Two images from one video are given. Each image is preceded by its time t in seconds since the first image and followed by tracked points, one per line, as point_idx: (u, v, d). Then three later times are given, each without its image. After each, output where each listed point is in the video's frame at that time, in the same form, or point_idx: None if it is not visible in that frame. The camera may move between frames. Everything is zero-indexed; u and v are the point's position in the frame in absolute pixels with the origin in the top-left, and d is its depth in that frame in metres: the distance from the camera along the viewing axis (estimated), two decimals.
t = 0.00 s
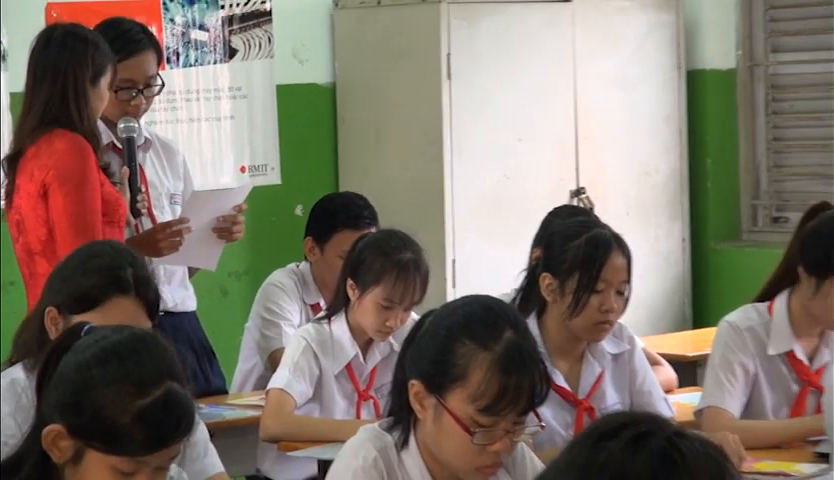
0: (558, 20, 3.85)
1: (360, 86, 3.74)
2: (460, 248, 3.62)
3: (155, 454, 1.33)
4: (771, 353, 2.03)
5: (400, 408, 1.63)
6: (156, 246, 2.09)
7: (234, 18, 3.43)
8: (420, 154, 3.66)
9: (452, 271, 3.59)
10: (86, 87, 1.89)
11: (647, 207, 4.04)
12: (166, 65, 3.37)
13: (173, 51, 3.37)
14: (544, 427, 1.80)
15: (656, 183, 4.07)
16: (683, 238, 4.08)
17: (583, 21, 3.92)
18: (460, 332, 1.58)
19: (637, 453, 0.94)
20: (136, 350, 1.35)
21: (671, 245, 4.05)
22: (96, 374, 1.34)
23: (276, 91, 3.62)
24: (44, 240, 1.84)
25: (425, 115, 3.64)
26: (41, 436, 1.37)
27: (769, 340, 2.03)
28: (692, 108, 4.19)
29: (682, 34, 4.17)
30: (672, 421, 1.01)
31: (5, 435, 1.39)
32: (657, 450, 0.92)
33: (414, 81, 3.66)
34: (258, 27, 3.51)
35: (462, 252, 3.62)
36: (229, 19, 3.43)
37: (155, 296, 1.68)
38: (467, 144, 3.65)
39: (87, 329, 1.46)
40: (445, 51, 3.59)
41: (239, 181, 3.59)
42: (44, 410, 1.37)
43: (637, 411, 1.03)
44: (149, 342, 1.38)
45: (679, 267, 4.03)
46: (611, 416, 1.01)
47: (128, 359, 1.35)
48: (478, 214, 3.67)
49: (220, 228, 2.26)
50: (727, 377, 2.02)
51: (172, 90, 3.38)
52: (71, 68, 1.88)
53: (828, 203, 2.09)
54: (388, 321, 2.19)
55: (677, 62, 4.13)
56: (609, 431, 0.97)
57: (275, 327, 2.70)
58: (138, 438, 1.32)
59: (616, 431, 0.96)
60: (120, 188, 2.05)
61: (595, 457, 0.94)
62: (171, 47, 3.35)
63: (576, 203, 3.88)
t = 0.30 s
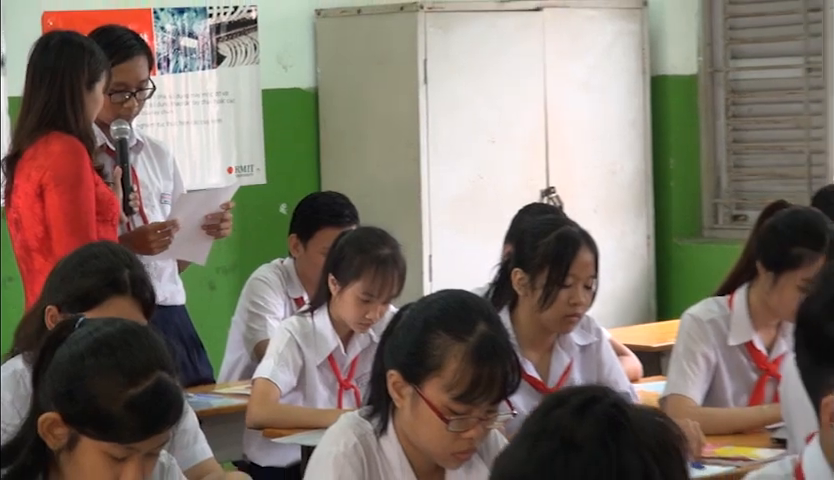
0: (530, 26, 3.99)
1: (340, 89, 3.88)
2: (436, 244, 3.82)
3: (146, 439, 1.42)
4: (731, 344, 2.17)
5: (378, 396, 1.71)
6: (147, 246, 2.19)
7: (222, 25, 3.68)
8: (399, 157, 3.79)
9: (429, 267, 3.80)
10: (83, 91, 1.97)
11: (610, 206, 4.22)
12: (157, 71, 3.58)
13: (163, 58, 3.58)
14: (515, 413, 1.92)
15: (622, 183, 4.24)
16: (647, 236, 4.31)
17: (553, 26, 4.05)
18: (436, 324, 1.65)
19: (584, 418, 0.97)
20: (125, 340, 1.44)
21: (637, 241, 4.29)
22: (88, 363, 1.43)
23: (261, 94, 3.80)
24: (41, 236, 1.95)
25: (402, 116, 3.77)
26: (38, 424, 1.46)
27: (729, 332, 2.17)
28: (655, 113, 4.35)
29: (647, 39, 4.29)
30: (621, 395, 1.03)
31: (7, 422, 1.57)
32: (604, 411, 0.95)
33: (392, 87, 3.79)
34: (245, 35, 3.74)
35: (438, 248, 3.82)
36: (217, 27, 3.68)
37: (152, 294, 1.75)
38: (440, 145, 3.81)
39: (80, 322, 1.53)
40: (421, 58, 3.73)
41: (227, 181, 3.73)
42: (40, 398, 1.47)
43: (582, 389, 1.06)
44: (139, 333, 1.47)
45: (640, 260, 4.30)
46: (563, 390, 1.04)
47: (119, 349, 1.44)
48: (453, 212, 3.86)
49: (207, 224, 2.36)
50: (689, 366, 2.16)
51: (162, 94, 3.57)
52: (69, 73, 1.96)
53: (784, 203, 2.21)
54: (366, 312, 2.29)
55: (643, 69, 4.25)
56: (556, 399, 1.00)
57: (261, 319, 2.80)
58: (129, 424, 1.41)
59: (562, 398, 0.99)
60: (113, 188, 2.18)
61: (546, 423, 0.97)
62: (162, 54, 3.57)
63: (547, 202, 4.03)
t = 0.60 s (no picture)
0: (502, 33, 4.15)
1: (322, 94, 4.03)
2: (413, 240, 3.97)
3: (138, 427, 1.51)
4: (692, 335, 2.31)
5: (358, 385, 1.79)
6: (137, 242, 2.29)
7: (209, 32, 3.85)
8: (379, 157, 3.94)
9: (406, 263, 3.96)
10: (80, 96, 2.08)
11: (579, 203, 4.35)
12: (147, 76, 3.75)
13: (153, 63, 3.75)
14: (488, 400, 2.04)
15: (590, 182, 4.37)
16: (613, 231, 4.43)
17: (524, 32, 4.19)
18: (413, 316, 1.73)
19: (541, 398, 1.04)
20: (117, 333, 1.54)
21: (603, 238, 4.40)
22: (81, 354, 1.53)
23: (246, 97, 3.96)
24: (37, 233, 2.05)
25: (378, 119, 3.94)
26: (34, 413, 1.55)
27: (691, 323, 2.31)
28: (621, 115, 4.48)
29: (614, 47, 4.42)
30: (580, 379, 1.11)
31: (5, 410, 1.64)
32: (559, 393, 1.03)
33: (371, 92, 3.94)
34: (231, 41, 3.90)
35: (415, 242, 3.97)
36: (204, 33, 3.84)
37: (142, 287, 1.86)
38: (419, 146, 3.97)
39: (74, 315, 1.65)
40: (399, 62, 3.88)
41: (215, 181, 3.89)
42: (35, 388, 1.57)
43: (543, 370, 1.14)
44: (130, 326, 1.57)
45: (607, 256, 4.41)
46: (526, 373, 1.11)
47: (111, 341, 1.54)
48: (431, 209, 4.02)
49: (196, 223, 2.46)
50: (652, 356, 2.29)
51: (152, 98, 3.73)
52: (68, 78, 2.06)
53: (742, 201, 2.35)
54: (347, 303, 2.39)
55: (608, 75, 4.37)
56: (516, 381, 1.07)
57: (246, 311, 2.90)
58: (121, 412, 1.50)
59: (521, 382, 1.07)
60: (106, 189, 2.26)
61: (505, 405, 1.04)
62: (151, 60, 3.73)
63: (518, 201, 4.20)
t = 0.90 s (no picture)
0: (477, 41, 4.27)
1: (310, 96, 4.20)
2: (395, 237, 4.13)
3: (132, 415, 1.55)
4: (660, 327, 2.44)
5: (343, 375, 1.90)
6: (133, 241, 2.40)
7: (200, 40, 4.04)
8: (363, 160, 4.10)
9: (388, 259, 4.11)
10: (78, 99, 2.18)
11: (554, 204, 4.48)
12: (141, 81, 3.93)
13: (147, 69, 3.94)
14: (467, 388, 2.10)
15: (563, 183, 4.49)
16: (585, 230, 4.56)
17: (500, 40, 4.32)
18: (396, 310, 1.83)
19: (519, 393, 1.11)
20: (113, 325, 1.59)
21: (575, 236, 4.53)
22: (79, 346, 1.57)
23: (236, 100, 4.14)
24: (38, 231, 2.16)
25: (358, 122, 4.10)
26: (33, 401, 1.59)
27: (659, 315, 2.44)
28: (593, 119, 4.61)
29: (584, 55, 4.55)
30: (558, 374, 1.18)
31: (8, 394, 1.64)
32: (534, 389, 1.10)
33: (353, 97, 4.11)
34: (221, 48, 4.09)
35: (397, 239, 4.13)
36: (196, 41, 4.03)
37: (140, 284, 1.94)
38: (402, 148, 4.12)
39: (72, 307, 1.69)
40: (381, 68, 4.04)
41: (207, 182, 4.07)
42: (35, 378, 1.60)
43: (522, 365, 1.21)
44: (125, 319, 1.61)
45: (580, 254, 4.55)
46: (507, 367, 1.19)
47: (107, 333, 1.58)
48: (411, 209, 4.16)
49: (190, 225, 2.55)
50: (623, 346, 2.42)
51: (147, 102, 3.91)
52: (65, 83, 2.16)
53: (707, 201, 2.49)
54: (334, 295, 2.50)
55: (579, 81, 4.51)
56: (496, 377, 1.14)
57: (237, 305, 3.01)
58: (116, 401, 1.54)
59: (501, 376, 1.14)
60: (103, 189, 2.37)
61: (485, 400, 1.12)
62: (146, 66, 3.93)
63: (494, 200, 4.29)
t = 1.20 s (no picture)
0: (453, 47, 4.54)
1: (297, 98, 4.42)
2: (376, 235, 4.36)
3: (126, 402, 1.61)
4: (628, 318, 2.59)
5: (326, 366, 2.02)
6: (126, 236, 2.50)
7: (190, 46, 4.19)
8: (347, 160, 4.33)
9: (369, 254, 4.34)
10: (72, 104, 2.28)
11: (527, 202, 4.75)
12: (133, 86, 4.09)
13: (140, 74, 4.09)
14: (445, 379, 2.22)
15: (536, 182, 4.77)
16: (557, 226, 4.86)
17: (477, 46, 4.60)
18: (376, 303, 1.95)
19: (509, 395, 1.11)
20: (106, 316, 1.64)
21: (548, 231, 4.82)
22: (75, 339, 1.62)
23: (224, 105, 4.31)
24: (35, 228, 2.27)
25: (340, 125, 4.34)
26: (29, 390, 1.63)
27: (627, 308, 2.59)
28: (565, 122, 4.92)
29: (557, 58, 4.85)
30: (546, 375, 1.18)
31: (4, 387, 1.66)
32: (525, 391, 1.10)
33: (337, 100, 4.34)
34: (210, 54, 4.24)
35: (378, 237, 4.36)
36: (186, 47, 4.18)
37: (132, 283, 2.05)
38: (383, 148, 4.37)
39: (66, 299, 1.79)
40: (363, 73, 4.28)
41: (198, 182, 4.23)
42: (31, 368, 1.65)
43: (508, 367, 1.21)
44: (118, 310, 1.67)
45: (551, 250, 4.84)
46: (494, 368, 1.19)
47: (101, 324, 1.64)
48: (392, 206, 4.42)
49: (181, 220, 2.66)
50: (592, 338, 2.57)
51: (138, 106, 4.07)
52: (60, 87, 2.27)
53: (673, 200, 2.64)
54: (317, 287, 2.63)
55: (552, 84, 4.79)
56: (487, 378, 1.14)
57: (225, 299, 3.11)
58: (110, 389, 1.60)
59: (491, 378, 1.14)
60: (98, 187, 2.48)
61: (475, 400, 1.12)
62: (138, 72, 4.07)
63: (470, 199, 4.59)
